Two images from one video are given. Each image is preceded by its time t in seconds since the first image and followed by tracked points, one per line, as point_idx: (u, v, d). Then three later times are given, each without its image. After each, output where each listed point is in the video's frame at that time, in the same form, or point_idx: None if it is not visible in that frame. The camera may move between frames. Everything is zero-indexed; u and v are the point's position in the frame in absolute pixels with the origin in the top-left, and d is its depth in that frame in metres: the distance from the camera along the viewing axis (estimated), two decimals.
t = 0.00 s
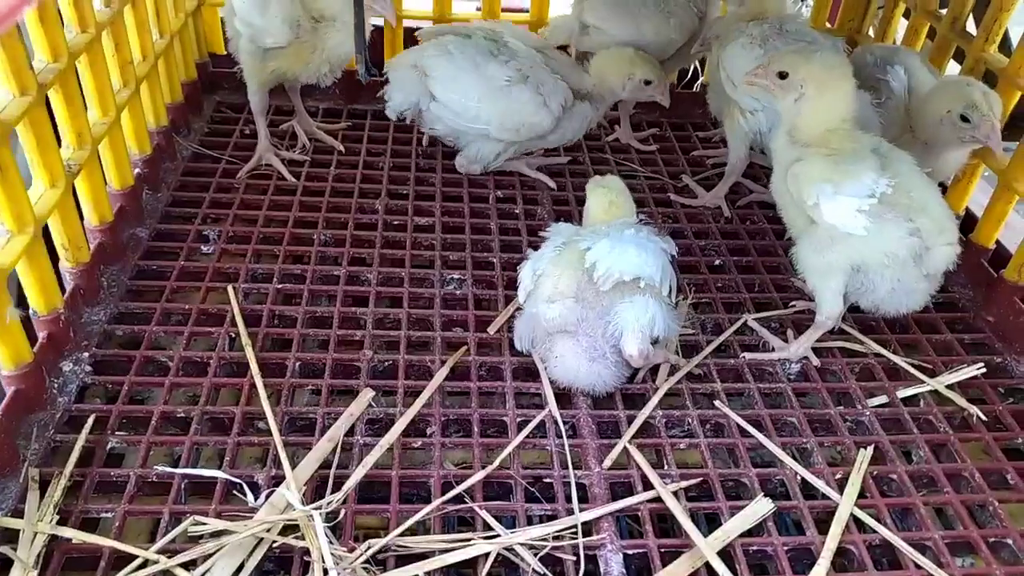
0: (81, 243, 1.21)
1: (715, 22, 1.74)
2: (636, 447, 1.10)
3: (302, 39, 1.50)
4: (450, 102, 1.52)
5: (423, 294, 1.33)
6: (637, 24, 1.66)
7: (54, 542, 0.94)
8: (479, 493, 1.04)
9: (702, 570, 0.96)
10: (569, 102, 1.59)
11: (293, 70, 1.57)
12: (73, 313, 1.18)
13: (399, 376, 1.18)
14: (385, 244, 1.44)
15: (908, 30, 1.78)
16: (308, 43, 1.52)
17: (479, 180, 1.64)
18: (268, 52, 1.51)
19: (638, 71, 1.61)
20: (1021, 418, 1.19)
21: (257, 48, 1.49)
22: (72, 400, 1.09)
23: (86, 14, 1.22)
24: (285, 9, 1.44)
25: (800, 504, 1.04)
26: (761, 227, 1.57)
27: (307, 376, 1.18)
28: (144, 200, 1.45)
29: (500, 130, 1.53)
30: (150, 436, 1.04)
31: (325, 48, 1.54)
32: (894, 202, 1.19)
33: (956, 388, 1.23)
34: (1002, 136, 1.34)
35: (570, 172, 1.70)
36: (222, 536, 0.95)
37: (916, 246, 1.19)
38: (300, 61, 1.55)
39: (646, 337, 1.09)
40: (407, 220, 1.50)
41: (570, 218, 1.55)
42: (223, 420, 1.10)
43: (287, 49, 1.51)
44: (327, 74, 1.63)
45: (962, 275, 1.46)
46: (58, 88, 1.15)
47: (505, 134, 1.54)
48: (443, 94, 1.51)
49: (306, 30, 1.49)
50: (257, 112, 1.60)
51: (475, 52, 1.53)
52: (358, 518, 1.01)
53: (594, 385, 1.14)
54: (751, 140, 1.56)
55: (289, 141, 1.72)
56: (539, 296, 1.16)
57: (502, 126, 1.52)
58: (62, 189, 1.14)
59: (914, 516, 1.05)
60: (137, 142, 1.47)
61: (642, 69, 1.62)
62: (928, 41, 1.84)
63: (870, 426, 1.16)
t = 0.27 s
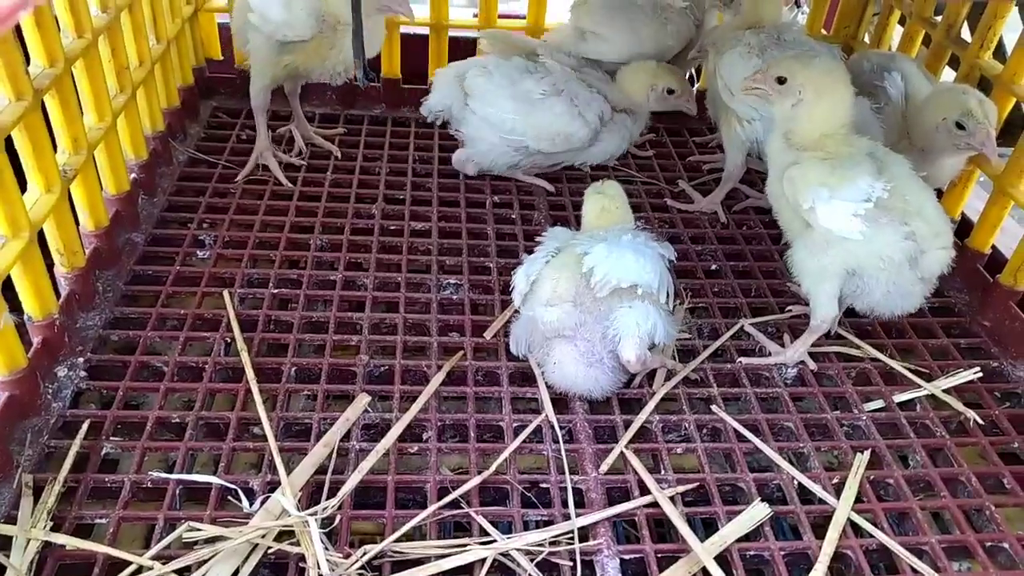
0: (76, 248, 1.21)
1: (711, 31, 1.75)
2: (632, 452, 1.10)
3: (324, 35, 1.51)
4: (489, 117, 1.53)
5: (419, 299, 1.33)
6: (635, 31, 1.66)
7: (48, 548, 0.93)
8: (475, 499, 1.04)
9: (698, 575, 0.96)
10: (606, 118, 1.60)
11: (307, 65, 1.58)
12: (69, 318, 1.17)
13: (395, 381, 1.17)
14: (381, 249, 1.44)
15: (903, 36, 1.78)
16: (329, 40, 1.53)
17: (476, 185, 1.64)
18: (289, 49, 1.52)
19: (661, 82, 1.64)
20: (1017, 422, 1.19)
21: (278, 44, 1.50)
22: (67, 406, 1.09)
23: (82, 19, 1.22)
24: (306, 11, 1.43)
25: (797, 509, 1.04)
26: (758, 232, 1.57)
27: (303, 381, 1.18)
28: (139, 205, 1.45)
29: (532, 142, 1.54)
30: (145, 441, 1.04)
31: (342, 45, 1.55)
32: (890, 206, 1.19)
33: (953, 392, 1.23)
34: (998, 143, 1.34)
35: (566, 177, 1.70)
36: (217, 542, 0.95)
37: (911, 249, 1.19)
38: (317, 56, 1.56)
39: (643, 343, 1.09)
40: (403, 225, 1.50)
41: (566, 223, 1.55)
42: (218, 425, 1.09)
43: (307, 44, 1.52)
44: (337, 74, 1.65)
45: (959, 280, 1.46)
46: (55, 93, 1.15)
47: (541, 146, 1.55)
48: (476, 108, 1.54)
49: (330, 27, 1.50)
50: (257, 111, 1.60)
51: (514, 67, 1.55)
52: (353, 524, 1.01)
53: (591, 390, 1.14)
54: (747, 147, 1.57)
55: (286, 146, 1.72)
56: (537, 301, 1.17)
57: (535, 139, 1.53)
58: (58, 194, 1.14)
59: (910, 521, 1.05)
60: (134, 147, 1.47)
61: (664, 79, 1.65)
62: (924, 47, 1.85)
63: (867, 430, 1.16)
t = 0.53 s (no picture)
0: (77, 248, 1.21)
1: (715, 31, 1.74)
2: (633, 453, 1.10)
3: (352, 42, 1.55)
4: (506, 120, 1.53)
5: (419, 299, 1.33)
6: (637, 28, 1.66)
7: (49, 548, 0.93)
8: (476, 499, 1.04)
9: None
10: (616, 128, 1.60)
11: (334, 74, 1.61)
12: (70, 318, 1.17)
13: (396, 381, 1.17)
14: (382, 249, 1.44)
15: (903, 36, 1.78)
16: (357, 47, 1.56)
17: (476, 186, 1.64)
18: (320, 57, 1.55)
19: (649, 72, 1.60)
20: (1018, 423, 1.20)
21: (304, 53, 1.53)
22: (68, 406, 1.09)
23: (82, 19, 1.22)
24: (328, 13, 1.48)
25: (798, 509, 1.04)
26: (758, 233, 1.57)
27: (304, 381, 1.18)
28: (139, 205, 1.45)
29: (544, 154, 1.55)
30: (146, 442, 1.04)
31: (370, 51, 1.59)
32: (897, 216, 1.19)
33: (953, 392, 1.24)
34: (999, 145, 1.34)
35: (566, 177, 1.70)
36: (219, 543, 0.95)
37: (914, 256, 1.19)
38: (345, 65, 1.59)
39: (644, 344, 1.09)
40: (404, 225, 1.50)
41: (567, 223, 1.55)
42: (219, 426, 1.09)
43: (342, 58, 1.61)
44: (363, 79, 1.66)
45: (959, 280, 1.46)
46: (55, 93, 1.15)
47: (551, 159, 1.55)
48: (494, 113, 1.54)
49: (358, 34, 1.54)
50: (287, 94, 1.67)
51: (532, 76, 1.56)
52: (354, 524, 1.01)
53: (592, 391, 1.14)
54: (749, 149, 1.57)
55: (286, 146, 1.71)
56: (537, 301, 1.17)
57: (547, 150, 1.54)
58: (58, 194, 1.14)
59: (911, 521, 1.05)
60: (134, 148, 1.47)
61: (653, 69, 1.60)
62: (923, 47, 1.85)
63: (868, 431, 1.16)
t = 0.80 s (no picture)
0: (75, 251, 1.21)
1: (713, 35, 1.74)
2: (631, 456, 1.10)
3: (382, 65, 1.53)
4: (500, 114, 1.54)
5: (417, 302, 1.33)
6: (633, 33, 1.66)
7: (45, 551, 0.93)
8: (474, 503, 1.03)
9: None
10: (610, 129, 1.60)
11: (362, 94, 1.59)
12: (66, 321, 1.17)
13: (394, 385, 1.17)
14: (380, 252, 1.44)
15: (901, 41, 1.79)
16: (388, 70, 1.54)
17: (474, 189, 1.65)
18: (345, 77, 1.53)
19: (641, 77, 1.58)
20: (1015, 427, 1.20)
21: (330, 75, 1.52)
22: (65, 409, 1.08)
23: (81, 23, 1.22)
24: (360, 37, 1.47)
25: (795, 513, 1.04)
26: (756, 237, 1.57)
27: (301, 384, 1.17)
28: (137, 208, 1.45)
29: (537, 150, 1.55)
30: (143, 445, 1.04)
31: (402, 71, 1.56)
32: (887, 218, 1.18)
33: (951, 396, 1.24)
34: (996, 149, 1.35)
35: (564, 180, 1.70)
36: (215, 546, 0.95)
37: (905, 260, 1.19)
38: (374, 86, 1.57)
39: (641, 347, 1.08)
40: (402, 228, 1.50)
41: (564, 227, 1.55)
42: (216, 429, 1.09)
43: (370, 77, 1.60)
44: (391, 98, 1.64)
45: (956, 284, 1.47)
46: (54, 96, 1.15)
47: (544, 155, 1.55)
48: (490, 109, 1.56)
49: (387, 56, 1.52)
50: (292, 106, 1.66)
51: (530, 73, 1.56)
52: (351, 528, 1.01)
53: (589, 394, 1.14)
54: (746, 152, 1.57)
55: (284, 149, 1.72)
56: (535, 304, 1.17)
57: (540, 146, 1.54)
58: (57, 197, 1.14)
59: (908, 525, 1.05)
60: (132, 150, 1.47)
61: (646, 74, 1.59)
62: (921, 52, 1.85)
63: (865, 435, 1.16)
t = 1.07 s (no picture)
0: (73, 251, 1.21)
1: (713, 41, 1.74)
2: (629, 460, 1.10)
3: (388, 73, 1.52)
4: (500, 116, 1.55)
5: (415, 305, 1.33)
6: (632, 39, 1.66)
7: (41, 552, 0.92)
8: (471, 506, 1.03)
9: None
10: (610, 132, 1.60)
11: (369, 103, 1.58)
12: (64, 321, 1.17)
13: (392, 387, 1.17)
14: (378, 254, 1.44)
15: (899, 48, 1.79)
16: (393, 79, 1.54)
17: (473, 192, 1.65)
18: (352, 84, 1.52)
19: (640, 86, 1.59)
20: (1012, 433, 1.20)
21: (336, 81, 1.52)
22: (62, 409, 1.08)
23: (81, 23, 1.22)
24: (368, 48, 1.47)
25: (793, 518, 1.04)
26: (754, 242, 1.58)
27: (299, 386, 1.17)
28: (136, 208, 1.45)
29: (534, 151, 1.55)
30: (140, 446, 1.03)
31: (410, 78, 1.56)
32: (889, 225, 1.19)
33: (948, 402, 1.24)
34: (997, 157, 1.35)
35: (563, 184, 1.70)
36: (212, 548, 0.94)
37: (906, 266, 1.19)
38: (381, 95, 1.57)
39: (639, 351, 1.09)
40: (401, 230, 1.50)
41: (563, 231, 1.56)
42: (213, 430, 1.09)
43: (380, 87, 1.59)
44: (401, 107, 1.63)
45: (954, 291, 1.47)
46: (53, 96, 1.14)
47: (542, 156, 1.55)
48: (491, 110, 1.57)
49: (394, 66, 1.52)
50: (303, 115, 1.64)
51: (531, 76, 1.57)
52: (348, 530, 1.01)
53: (587, 397, 1.14)
54: (745, 158, 1.57)
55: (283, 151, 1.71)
56: (534, 306, 1.17)
57: (538, 147, 1.54)
58: (55, 197, 1.13)
59: (906, 530, 1.05)
60: (131, 151, 1.47)
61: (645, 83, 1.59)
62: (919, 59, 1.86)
63: (863, 440, 1.17)
